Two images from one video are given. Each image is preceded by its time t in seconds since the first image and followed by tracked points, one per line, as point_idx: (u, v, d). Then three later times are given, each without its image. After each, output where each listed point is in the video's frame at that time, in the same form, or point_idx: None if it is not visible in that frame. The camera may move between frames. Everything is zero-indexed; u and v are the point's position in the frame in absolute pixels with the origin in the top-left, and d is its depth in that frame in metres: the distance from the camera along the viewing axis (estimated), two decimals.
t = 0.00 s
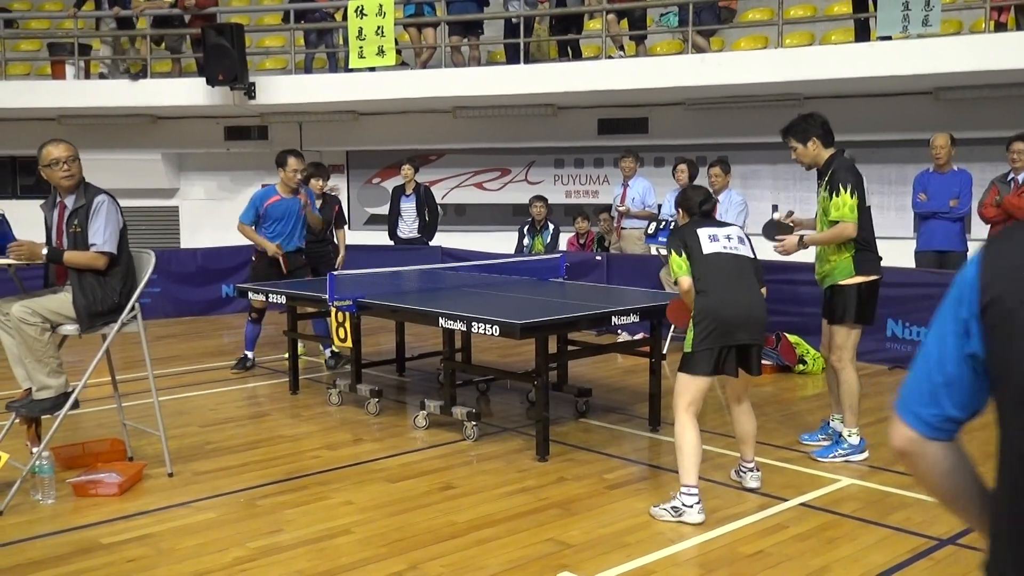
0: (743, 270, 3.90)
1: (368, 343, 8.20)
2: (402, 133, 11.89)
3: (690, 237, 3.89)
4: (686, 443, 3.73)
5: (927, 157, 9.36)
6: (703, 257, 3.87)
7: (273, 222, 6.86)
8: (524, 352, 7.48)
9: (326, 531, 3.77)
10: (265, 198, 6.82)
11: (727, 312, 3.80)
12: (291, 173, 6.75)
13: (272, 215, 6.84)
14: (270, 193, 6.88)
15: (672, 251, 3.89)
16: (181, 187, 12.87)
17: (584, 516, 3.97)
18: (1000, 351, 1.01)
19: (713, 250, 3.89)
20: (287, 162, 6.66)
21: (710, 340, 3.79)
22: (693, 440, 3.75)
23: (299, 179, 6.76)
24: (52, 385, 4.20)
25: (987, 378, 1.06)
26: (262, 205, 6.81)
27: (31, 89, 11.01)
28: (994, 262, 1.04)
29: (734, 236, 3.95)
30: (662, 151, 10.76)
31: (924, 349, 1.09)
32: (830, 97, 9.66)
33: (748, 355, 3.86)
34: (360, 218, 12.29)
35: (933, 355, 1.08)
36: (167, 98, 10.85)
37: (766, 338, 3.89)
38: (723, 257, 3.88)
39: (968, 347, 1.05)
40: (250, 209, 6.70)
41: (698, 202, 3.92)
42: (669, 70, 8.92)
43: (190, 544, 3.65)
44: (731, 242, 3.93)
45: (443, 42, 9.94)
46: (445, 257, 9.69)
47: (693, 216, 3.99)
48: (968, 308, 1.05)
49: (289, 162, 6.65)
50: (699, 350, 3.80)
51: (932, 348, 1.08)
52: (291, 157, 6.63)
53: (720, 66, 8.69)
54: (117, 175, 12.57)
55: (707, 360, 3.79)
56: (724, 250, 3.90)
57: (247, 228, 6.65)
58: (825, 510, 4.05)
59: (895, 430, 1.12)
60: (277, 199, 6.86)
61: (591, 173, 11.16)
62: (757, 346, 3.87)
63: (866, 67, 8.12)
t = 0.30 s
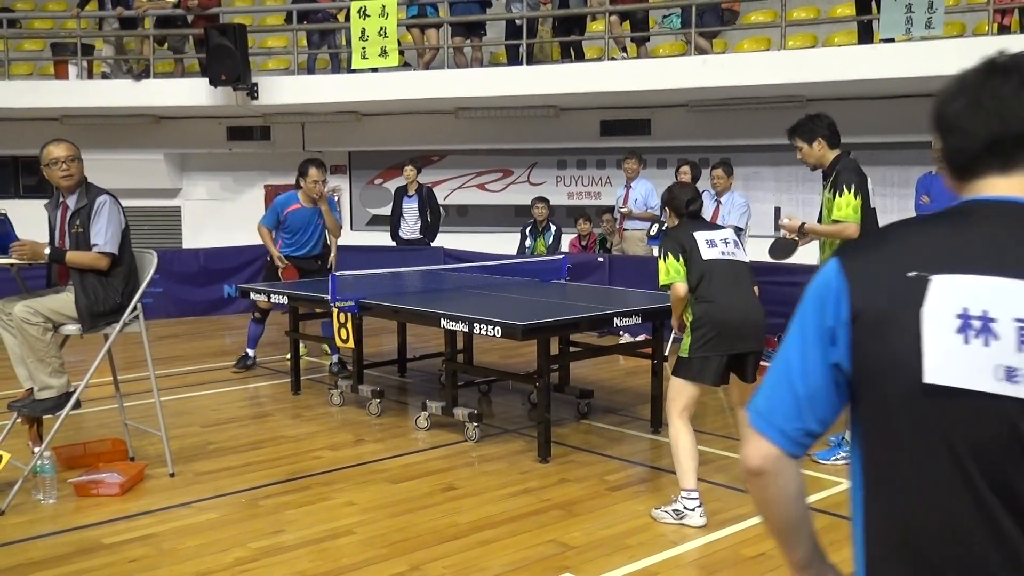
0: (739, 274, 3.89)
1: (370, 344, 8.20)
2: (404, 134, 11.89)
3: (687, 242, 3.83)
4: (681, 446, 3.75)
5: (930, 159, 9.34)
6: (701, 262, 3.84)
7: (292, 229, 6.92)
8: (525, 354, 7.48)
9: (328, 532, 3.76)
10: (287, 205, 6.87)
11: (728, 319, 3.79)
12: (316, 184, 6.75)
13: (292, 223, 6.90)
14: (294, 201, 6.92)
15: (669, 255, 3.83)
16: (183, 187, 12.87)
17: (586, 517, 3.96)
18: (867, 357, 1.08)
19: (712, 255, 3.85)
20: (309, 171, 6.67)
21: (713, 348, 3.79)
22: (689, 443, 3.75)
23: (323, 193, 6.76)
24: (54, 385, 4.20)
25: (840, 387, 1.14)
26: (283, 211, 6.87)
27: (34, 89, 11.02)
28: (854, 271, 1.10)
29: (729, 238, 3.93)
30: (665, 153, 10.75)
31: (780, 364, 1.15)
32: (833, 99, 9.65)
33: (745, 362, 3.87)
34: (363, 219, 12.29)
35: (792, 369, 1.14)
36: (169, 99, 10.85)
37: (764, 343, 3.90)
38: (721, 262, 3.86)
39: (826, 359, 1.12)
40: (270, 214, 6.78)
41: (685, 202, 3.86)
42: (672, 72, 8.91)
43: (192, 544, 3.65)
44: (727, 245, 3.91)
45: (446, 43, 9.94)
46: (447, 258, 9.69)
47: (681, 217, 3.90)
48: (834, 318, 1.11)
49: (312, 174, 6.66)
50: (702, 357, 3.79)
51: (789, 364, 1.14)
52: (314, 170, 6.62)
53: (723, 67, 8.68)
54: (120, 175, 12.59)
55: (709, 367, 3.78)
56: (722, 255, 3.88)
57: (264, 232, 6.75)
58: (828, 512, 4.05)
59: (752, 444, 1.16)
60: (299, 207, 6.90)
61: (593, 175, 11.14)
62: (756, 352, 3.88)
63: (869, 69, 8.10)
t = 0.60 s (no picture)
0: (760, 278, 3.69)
1: (370, 343, 8.20)
2: (404, 134, 11.89)
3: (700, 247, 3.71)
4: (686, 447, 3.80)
5: (930, 157, 9.33)
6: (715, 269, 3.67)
7: (287, 236, 6.94)
8: (526, 353, 7.47)
9: (327, 532, 3.76)
10: (280, 211, 6.89)
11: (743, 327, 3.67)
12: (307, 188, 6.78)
13: (287, 229, 6.91)
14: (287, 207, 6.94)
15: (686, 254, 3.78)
16: (183, 187, 12.88)
17: (586, 516, 3.96)
18: (709, 329, 1.22)
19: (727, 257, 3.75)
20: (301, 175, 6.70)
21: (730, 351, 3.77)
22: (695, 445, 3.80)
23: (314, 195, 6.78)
24: (54, 385, 4.20)
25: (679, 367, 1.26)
26: (277, 219, 6.90)
27: (35, 89, 11.03)
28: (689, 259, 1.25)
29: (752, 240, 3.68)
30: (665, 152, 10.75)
31: (623, 345, 1.25)
32: (834, 98, 9.65)
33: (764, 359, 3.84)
34: (363, 219, 12.30)
35: (639, 347, 1.23)
36: (170, 99, 10.85)
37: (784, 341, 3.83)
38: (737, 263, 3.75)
39: (671, 336, 1.23)
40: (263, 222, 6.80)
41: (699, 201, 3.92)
42: (672, 71, 8.91)
43: (191, 543, 3.65)
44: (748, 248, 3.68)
45: (446, 43, 9.94)
46: (447, 257, 9.69)
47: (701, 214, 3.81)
48: (679, 301, 1.23)
49: (301, 178, 6.69)
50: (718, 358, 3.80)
51: (630, 344, 1.24)
52: (303, 173, 6.66)
53: (723, 66, 8.68)
54: (121, 175, 12.60)
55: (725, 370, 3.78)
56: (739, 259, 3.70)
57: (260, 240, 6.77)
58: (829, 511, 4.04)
59: (604, 422, 1.25)
60: (292, 213, 6.92)
61: (594, 174, 11.14)
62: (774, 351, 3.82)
63: (869, 68, 8.10)
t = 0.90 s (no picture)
0: (756, 272, 3.87)
1: (370, 342, 8.20)
2: (403, 133, 11.89)
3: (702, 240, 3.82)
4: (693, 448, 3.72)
5: (929, 157, 9.33)
6: (717, 261, 3.81)
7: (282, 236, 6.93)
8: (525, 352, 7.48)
9: (327, 531, 3.76)
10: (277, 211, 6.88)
11: (746, 318, 3.77)
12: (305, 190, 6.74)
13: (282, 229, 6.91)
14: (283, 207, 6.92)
15: (686, 253, 3.84)
16: (183, 186, 12.87)
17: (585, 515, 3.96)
18: (566, 298, 1.33)
19: (728, 254, 3.82)
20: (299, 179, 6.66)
21: (734, 347, 3.78)
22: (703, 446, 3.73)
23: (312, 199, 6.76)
24: (54, 385, 4.20)
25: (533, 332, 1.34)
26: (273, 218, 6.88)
27: (35, 89, 11.03)
28: (541, 234, 1.34)
29: (746, 235, 3.89)
30: (665, 150, 10.74)
31: (500, 311, 1.30)
32: (834, 96, 9.65)
33: (762, 359, 3.89)
34: (363, 218, 12.31)
35: (518, 313, 1.29)
36: (169, 98, 10.85)
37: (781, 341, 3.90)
38: (737, 261, 3.82)
39: (540, 304, 1.31)
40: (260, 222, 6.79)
41: (705, 196, 3.82)
42: (671, 70, 8.91)
43: (191, 543, 3.65)
44: (744, 242, 3.87)
45: (445, 42, 9.93)
46: (447, 257, 9.69)
47: (702, 212, 3.88)
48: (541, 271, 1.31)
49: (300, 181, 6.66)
50: (720, 355, 3.78)
51: (508, 309, 1.29)
52: (303, 177, 6.63)
53: (723, 65, 8.67)
54: (121, 175, 12.60)
55: (727, 365, 3.78)
56: (738, 253, 3.84)
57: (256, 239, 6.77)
58: (828, 509, 4.04)
59: (494, 381, 1.28)
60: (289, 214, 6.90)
61: (593, 172, 11.13)
62: (771, 349, 3.89)
63: (868, 67, 8.09)
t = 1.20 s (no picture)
0: (753, 270, 3.87)
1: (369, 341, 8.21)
2: (402, 131, 11.88)
3: (697, 236, 3.81)
4: (690, 443, 3.72)
5: (928, 154, 9.32)
6: (713, 258, 3.81)
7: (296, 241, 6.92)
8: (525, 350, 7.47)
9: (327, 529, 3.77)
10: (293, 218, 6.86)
11: (741, 316, 3.78)
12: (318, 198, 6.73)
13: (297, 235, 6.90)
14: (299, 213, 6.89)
15: (679, 247, 3.81)
16: (182, 185, 12.86)
17: (585, 512, 3.96)
18: (352, 303, 1.32)
19: (724, 250, 3.82)
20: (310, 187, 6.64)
21: (727, 345, 3.78)
22: (699, 441, 3.74)
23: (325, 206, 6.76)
24: (53, 383, 4.20)
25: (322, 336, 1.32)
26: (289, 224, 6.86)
27: (34, 87, 11.02)
28: (325, 241, 1.31)
29: (743, 232, 3.89)
30: (664, 148, 10.73)
31: (283, 322, 1.29)
32: (833, 93, 9.65)
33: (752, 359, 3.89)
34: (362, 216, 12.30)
35: (297, 323, 1.28)
36: (168, 97, 10.85)
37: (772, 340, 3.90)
38: (732, 258, 3.83)
39: (323, 311, 1.31)
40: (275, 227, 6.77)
41: (703, 192, 3.86)
42: (671, 68, 8.90)
43: (192, 541, 3.65)
44: (740, 239, 3.87)
45: (444, 39, 9.93)
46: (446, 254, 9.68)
47: (699, 207, 3.90)
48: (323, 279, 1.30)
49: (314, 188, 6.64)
50: (713, 353, 3.78)
51: (290, 319, 1.28)
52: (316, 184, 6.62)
53: (723, 62, 8.66)
54: (120, 173, 12.58)
55: (720, 363, 3.78)
56: (734, 249, 3.84)
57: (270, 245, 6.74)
58: (828, 506, 4.05)
59: (278, 393, 1.29)
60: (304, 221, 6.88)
61: (592, 170, 11.12)
62: (762, 349, 3.89)
63: (867, 64, 8.08)
